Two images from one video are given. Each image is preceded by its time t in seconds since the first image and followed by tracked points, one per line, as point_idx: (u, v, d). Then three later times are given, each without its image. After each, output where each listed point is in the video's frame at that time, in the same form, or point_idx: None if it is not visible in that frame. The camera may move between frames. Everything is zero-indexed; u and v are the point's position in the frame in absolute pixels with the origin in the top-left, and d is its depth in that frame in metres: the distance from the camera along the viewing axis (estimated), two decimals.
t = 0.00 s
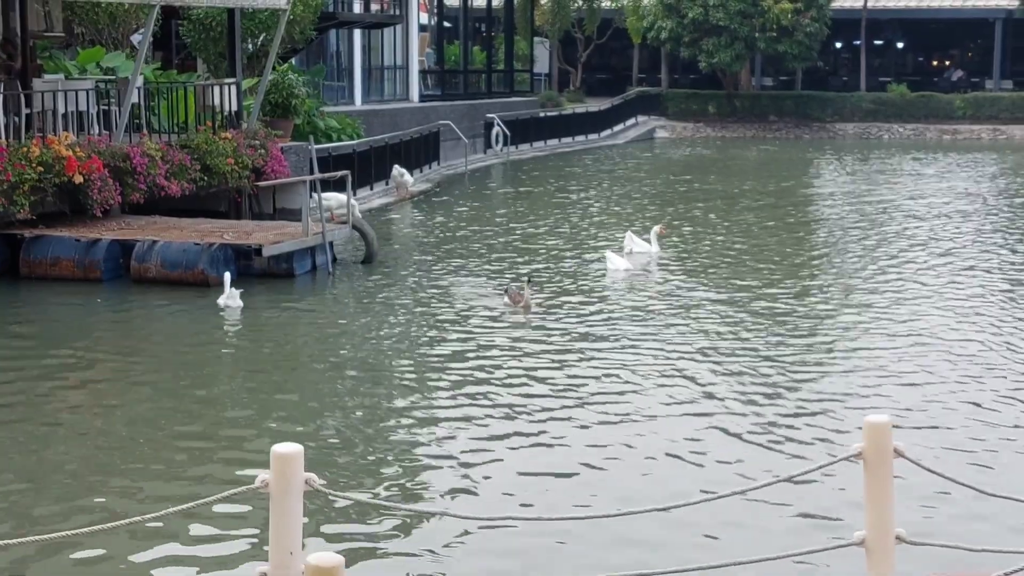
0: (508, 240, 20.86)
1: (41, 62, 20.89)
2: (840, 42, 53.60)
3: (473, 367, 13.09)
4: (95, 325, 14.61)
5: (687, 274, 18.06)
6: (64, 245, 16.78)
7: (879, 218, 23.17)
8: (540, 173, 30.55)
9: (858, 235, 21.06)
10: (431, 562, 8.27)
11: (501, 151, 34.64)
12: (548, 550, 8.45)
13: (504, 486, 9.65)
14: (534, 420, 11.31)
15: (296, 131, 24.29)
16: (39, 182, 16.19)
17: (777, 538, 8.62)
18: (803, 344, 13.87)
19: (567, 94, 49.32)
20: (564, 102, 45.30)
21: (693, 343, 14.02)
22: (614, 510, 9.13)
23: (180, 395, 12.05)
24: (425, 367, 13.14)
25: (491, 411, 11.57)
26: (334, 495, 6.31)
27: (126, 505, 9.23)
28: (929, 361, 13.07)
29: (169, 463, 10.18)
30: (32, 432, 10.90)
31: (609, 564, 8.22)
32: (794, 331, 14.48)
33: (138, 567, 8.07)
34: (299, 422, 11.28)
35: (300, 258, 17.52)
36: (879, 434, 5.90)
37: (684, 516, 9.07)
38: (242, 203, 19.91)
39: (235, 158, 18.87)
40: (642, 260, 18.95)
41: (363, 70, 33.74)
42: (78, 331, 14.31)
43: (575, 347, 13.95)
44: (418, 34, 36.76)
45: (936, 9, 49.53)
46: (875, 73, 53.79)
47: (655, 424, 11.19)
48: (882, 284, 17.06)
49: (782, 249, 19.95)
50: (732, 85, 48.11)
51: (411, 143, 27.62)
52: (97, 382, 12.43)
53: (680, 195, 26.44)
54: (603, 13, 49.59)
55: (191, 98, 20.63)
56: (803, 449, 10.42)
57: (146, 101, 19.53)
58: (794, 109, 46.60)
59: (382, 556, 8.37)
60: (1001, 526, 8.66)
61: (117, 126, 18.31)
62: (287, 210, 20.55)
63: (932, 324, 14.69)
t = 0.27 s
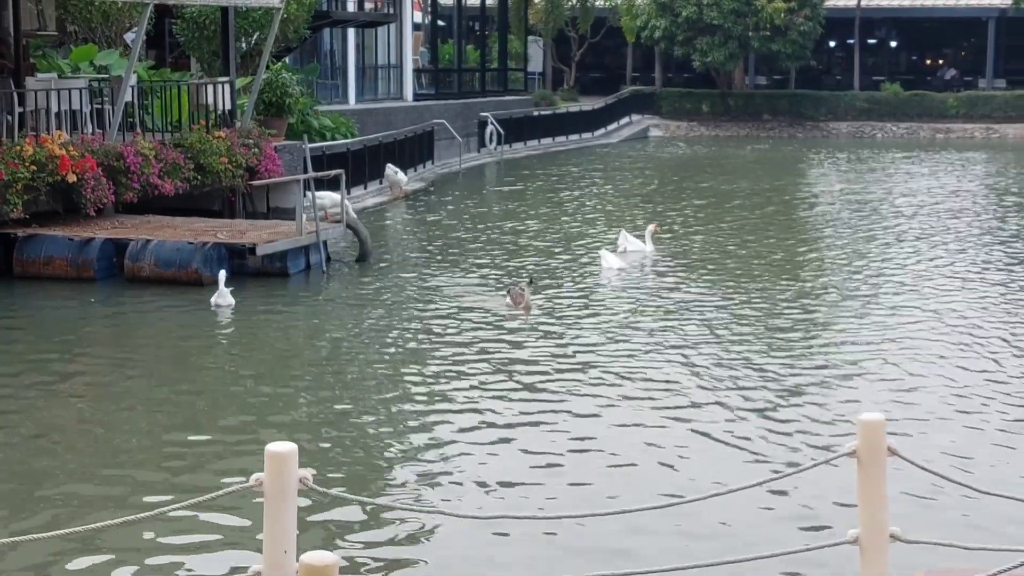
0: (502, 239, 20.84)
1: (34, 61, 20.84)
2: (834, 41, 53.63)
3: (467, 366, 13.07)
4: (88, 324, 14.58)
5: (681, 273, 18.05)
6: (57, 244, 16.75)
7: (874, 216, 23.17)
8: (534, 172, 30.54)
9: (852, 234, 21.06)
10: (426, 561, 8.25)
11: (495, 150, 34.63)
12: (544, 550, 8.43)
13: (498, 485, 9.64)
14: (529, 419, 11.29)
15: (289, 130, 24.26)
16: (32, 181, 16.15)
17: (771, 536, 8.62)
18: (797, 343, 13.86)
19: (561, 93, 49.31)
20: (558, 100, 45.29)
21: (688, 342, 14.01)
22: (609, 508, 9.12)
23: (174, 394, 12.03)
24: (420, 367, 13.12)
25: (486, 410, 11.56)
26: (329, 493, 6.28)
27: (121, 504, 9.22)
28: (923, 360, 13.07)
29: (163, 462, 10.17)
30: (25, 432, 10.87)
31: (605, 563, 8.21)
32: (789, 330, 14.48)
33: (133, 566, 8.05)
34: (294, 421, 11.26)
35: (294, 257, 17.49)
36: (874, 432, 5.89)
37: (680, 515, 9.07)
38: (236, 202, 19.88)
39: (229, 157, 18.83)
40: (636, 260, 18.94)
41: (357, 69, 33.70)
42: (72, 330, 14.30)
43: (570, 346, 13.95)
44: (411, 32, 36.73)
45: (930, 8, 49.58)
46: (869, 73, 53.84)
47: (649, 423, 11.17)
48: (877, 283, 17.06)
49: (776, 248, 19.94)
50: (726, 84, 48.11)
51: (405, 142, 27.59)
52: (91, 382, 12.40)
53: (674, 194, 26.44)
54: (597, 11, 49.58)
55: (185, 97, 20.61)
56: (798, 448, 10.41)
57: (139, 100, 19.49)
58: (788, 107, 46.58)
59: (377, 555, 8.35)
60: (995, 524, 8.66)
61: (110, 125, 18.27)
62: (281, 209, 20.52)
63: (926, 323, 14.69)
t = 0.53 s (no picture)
0: (495, 239, 20.84)
1: (26, 60, 20.80)
2: (826, 41, 53.70)
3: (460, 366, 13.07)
4: (81, 324, 14.56)
5: (674, 272, 18.05)
6: (50, 244, 16.74)
7: (867, 216, 23.20)
8: (526, 172, 30.54)
9: (845, 234, 21.09)
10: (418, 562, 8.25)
11: (488, 149, 34.64)
12: (537, 550, 8.43)
13: (491, 485, 9.64)
14: (522, 419, 11.29)
15: (282, 129, 24.24)
16: (25, 181, 16.14)
17: (764, 535, 8.63)
18: (790, 343, 13.88)
19: (553, 93, 49.32)
20: (550, 100, 45.30)
21: (681, 342, 14.02)
22: (602, 508, 9.13)
23: (167, 394, 12.02)
24: (412, 367, 13.12)
25: (479, 410, 11.56)
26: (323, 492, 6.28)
27: (113, 504, 9.21)
28: (916, 359, 13.10)
29: (156, 462, 10.16)
30: (17, 432, 10.86)
31: (598, 563, 8.21)
32: (782, 329, 14.49)
33: (125, 567, 8.04)
34: (286, 421, 11.25)
35: (287, 256, 17.48)
36: (867, 432, 5.91)
37: (673, 515, 9.08)
38: (228, 201, 19.86)
39: (222, 157, 18.82)
40: (629, 260, 18.95)
41: (350, 69, 33.68)
42: (63, 330, 14.27)
43: (563, 346, 13.95)
44: (404, 32, 36.72)
45: (922, 9, 49.65)
46: (861, 73, 53.92)
47: (642, 423, 11.18)
48: (869, 283, 17.08)
49: (769, 247, 19.95)
50: (718, 83, 48.15)
51: (397, 142, 27.59)
52: (83, 381, 12.39)
53: (667, 194, 26.46)
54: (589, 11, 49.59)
55: (178, 97, 20.60)
56: (790, 447, 10.43)
57: (132, 99, 19.47)
58: (780, 107, 46.59)
59: (369, 555, 8.35)
60: (988, 524, 8.68)
61: (103, 124, 18.25)
62: (273, 209, 20.51)
63: (919, 323, 14.71)
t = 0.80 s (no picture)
0: (490, 238, 20.85)
1: (21, 60, 20.78)
2: (821, 40, 53.75)
3: (455, 366, 13.08)
4: (76, 324, 14.56)
5: (669, 272, 18.06)
6: (44, 243, 16.73)
7: (861, 215, 23.23)
8: (521, 171, 30.54)
9: (839, 233, 21.12)
10: (413, 561, 8.26)
11: (482, 149, 34.66)
12: (533, 549, 8.43)
13: (485, 484, 9.66)
14: (517, 418, 11.30)
15: (276, 129, 24.22)
16: (19, 180, 16.13)
17: (758, 534, 8.65)
18: (784, 342, 13.90)
19: (548, 93, 49.34)
20: (545, 100, 45.31)
21: (675, 341, 14.05)
22: (596, 507, 9.15)
23: (161, 394, 12.02)
24: (408, 366, 13.12)
25: (475, 409, 11.56)
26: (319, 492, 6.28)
27: (108, 504, 9.20)
28: (910, 358, 13.12)
29: (150, 462, 10.16)
30: (11, 432, 10.87)
31: (593, 561, 8.22)
32: (777, 329, 14.51)
33: (119, 566, 8.04)
34: (282, 420, 11.25)
35: (282, 256, 17.48)
36: (863, 430, 5.93)
37: (669, 514, 9.09)
38: (223, 201, 19.85)
39: (217, 156, 18.81)
40: (624, 259, 18.96)
41: (344, 68, 33.67)
42: (58, 330, 14.26)
43: (558, 345, 13.96)
44: (398, 32, 36.72)
45: (916, 8, 49.72)
46: (856, 72, 53.98)
47: (637, 422, 11.20)
48: (864, 282, 17.09)
49: (764, 247, 19.97)
50: (712, 83, 48.18)
51: (392, 141, 27.59)
52: (77, 381, 12.39)
53: (662, 193, 26.47)
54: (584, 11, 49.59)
55: (172, 96, 20.59)
56: (784, 446, 10.45)
57: (127, 99, 19.46)
58: (774, 107, 46.59)
59: (364, 554, 8.36)
60: (982, 522, 8.70)
61: (97, 124, 18.25)
62: (268, 208, 20.50)
63: (913, 322, 14.73)
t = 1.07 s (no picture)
0: (485, 237, 20.85)
1: (15, 59, 20.74)
2: (816, 38, 53.79)
3: (450, 364, 13.08)
4: (70, 322, 14.55)
5: (664, 270, 18.06)
6: (39, 242, 16.72)
7: (856, 213, 23.24)
8: (516, 170, 30.53)
9: (834, 231, 21.13)
10: (409, 559, 8.27)
11: (477, 147, 34.66)
12: (530, 547, 8.43)
13: (480, 482, 9.66)
14: (513, 416, 11.29)
15: (271, 127, 24.20)
16: (14, 179, 16.11)
17: (753, 531, 8.66)
18: (779, 339, 13.91)
19: (543, 91, 49.35)
20: (540, 99, 45.32)
21: (670, 339, 14.06)
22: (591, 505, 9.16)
23: (155, 392, 12.02)
24: (403, 364, 13.12)
25: (470, 408, 11.55)
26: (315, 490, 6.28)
27: (104, 502, 9.19)
28: (905, 356, 13.14)
29: (146, 461, 10.14)
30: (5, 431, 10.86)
31: (588, 559, 8.22)
32: (772, 327, 14.52)
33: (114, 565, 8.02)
34: (277, 420, 11.24)
35: (277, 255, 17.48)
36: (857, 428, 5.93)
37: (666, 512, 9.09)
38: (218, 200, 19.84)
39: (211, 155, 18.79)
40: (619, 257, 18.97)
41: (339, 67, 33.65)
42: (52, 329, 14.24)
43: (554, 343, 13.96)
44: (393, 30, 36.71)
45: (911, 6, 49.76)
46: (850, 70, 54.04)
47: (633, 420, 11.21)
48: (859, 280, 17.10)
49: (758, 245, 19.98)
50: (707, 81, 48.20)
51: (386, 140, 27.58)
52: (71, 379, 12.38)
53: (657, 191, 26.48)
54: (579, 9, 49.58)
55: (167, 95, 20.57)
56: (779, 443, 10.47)
57: (121, 98, 19.44)
58: (769, 104, 46.59)
59: (359, 552, 8.36)
60: (977, 520, 8.71)
61: (92, 123, 18.22)
62: (263, 207, 20.48)
63: (909, 320, 14.74)
